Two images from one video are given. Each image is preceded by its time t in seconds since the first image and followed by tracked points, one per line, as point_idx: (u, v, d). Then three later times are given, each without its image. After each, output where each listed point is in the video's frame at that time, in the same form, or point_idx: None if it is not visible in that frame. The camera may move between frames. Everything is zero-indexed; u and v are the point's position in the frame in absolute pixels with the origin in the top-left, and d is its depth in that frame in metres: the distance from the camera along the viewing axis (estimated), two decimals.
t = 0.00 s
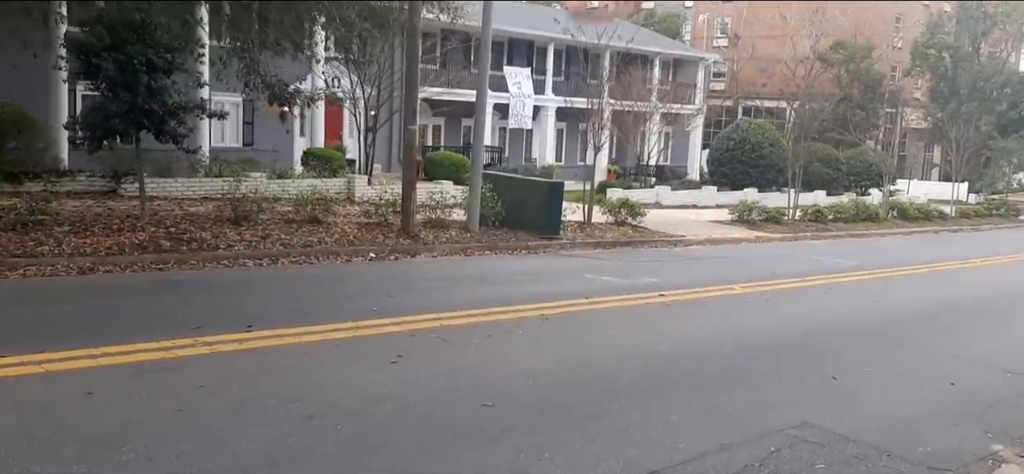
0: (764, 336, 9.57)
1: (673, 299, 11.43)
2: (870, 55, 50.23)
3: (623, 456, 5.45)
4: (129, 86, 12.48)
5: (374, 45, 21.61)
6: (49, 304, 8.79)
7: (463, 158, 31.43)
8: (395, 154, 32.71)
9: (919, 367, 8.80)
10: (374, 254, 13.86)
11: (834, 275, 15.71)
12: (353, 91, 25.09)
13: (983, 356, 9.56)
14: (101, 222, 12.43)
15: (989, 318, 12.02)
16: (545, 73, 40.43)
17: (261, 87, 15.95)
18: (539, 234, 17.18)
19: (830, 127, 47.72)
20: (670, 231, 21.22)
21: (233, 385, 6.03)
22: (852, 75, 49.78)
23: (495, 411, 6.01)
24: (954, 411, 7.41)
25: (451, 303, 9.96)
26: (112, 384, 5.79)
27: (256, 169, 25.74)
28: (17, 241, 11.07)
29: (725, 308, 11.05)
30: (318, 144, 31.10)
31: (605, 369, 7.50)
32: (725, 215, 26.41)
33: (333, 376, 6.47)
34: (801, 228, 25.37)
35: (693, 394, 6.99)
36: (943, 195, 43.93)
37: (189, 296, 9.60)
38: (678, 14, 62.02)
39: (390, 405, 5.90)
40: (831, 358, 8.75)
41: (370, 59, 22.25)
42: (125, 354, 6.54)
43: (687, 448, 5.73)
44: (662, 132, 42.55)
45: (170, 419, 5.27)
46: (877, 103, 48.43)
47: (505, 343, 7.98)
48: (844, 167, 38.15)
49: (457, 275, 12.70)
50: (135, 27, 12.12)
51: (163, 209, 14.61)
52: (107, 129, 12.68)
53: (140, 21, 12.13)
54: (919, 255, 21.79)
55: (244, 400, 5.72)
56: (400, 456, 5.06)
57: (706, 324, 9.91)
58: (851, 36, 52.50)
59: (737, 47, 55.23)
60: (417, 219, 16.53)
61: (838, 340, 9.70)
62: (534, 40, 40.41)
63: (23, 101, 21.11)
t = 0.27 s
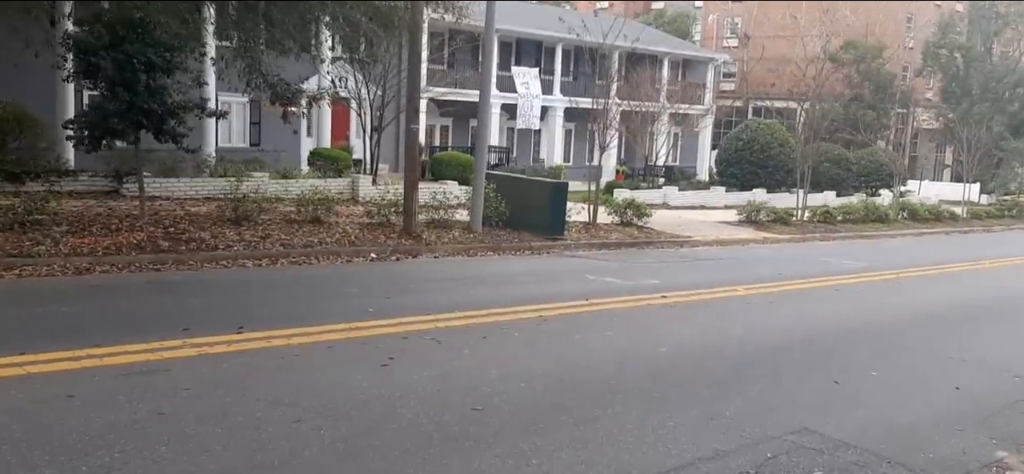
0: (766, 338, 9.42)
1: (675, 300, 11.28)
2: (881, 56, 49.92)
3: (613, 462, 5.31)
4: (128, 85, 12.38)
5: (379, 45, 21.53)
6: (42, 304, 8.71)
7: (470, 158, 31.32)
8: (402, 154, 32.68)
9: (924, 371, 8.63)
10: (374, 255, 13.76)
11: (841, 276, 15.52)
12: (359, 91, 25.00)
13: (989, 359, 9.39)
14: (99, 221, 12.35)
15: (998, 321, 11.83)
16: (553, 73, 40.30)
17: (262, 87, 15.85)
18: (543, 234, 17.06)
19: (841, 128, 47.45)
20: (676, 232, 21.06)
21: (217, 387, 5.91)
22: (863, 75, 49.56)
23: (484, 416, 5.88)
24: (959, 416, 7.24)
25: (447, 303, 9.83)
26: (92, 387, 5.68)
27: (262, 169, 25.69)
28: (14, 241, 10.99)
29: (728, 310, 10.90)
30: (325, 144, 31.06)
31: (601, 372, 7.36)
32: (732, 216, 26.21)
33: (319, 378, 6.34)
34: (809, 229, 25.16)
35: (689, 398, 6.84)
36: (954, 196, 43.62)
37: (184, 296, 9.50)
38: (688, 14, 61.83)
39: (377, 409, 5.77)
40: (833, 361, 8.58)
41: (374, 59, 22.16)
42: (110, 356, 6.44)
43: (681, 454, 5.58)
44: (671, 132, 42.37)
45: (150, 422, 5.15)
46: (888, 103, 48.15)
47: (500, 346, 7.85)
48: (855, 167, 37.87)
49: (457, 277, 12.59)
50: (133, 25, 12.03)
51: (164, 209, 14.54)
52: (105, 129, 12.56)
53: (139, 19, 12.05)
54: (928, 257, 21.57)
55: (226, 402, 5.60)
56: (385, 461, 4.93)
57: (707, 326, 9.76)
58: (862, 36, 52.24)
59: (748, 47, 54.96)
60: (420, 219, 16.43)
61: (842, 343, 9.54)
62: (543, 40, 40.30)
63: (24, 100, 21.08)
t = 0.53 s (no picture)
0: (769, 343, 9.28)
1: (679, 303, 11.15)
2: (894, 57, 49.59)
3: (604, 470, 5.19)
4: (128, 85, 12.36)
5: (385, 45, 21.45)
6: (37, 305, 8.66)
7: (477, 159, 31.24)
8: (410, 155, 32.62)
9: (930, 376, 8.47)
10: (377, 256, 13.67)
11: (849, 279, 15.35)
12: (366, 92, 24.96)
13: (997, 365, 9.22)
14: (99, 223, 12.30)
15: (1007, 325, 11.64)
16: (563, 74, 40.19)
17: (266, 89, 15.86)
18: (549, 236, 16.97)
19: (853, 129, 47.16)
20: (684, 233, 20.90)
21: (203, 391, 5.82)
22: (875, 76, 49.25)
23: (475, 423, 5.75)
24: (964, 423, 7.09)
25: (446, 306, 9.73)
26: (76, 392, 5.60)
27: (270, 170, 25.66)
28: (13, 243, 10.96)
29: (732, 313, 10.75)
30: (333, 145, 31.03)
31: (598, 377, 7.23)
32: (741, 218, 26.02)
33: (309, 382, 6.25)
34: (819, 231, 24.94)
35: (686, 404, 6.71)
36: (967, 199, 43.30)
37: (181, 298, 9.43)
38: (699, 15, 61.62)
39: (365, 415, 5.67)
40: (836, 367, 8.43)
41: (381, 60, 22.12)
42: (98, 359, 6.37)
43: (674, 462, 5.46)
44: (682, 133, 42.21)
45: (131, 427, 5.07)
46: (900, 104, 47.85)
47: (496, 349, 7.74)
48: (866, 169, 37.59)
49: (459, 279, 12.49)
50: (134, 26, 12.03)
51: (167, 210, 14.50)
52: (105, 130, 12.54)
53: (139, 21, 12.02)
54: (938, 259, 21.34)
55: (211, 407, 5.51)
56: (370, 469, 4.81)
57: (709, 330, 9.62)
58: (875, 37, 51.94)
59: (759, 48, 54.67)
60: (424, 221, 16.34)
61: (846, 347, 9.38)
62: (552, 41, 40.19)
63: (30, 100, 21.18)
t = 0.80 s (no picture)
0: (771, 345, 9.14)
1: (681, 303, 11.03)
2: (907, 57, 49.26)
3: None
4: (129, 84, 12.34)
5: (392, 45, 21.40)
6: (32, 304, 8.64)
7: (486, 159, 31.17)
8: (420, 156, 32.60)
9: (933, 380, 8.32)
10: (379, 256, 13.60)
11: (856, 280, 15.18)
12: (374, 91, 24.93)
13: (1004, 368, 9.05)
14: (100, 222, 12.28)
15: (1016, 328, 11.46)
16: (573, 75, 40.09)
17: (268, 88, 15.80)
18: (554, 237, 16.90)
19: (865, 129, 46.88)
20: (692, 234, 20.76)
21: (186, 392, 5.75)
22: (889, 76, 48.95)
23: (461, 427, 5.66)
24: (967, 427, 6.94)
25: (444, 307, 9.64)
26: (58, 393, 5.55)
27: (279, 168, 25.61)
28: (12, 241, 10.95)
29: (734, 314, 10.63)
30: (342, 145, 31.01)
31: (592, 379, 7.13)
32: (750, 219, 25.85)
33: (295, 383, 6.17)
34: (829, 232, 24.74)
35: (681, 407, 6.59)
36: (981, 199, 42.97)
37: (177, 298, 9.39)
38: (711, 15, 61.39)
39: (349, 417, 5.58)
40: (838, 371, 8.28)
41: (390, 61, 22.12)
42: (84, 360, 6.31)
43: (664, 467, 5.34)
44: (693, 134, 42.04)
45: (110, 429, 5.01)
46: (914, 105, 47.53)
47: (490, 351, 7.64)
48: (879, 169, 37.31)
49: (461, 279, 12.41)
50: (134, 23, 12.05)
51: (170, 209, 14.48)
52: (107, 129, 12.51)
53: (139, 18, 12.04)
54: (948, 261, 21.13)
55: (193, 408, 5.44)
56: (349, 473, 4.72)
57: (711, 332, 9.49)
58: (888, 37, 51.63)
59: (772, 48, 54.35)
60: (428, 221, 16.29)
61: (850, 350, 9.25)
62: (562, 41, 40.09)
63: (36, 100, 21.21)
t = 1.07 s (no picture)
0: (770, 347, 8.95)
1: (680, 305, 10.85)
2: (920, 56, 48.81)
3: None
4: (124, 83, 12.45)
5: (396, 44, 21.31)
6: (20, 304, 8.57)
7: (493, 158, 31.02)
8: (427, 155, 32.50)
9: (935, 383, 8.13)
10: (378, 256, 13.48)
11: (862, 281, 14.96)
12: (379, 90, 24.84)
13: (1009, 371, 8.84)
14: (96, 221, 12.21)
15: None
16: (582, 74, 39.90)
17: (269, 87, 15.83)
18: (557, 237, 16.76)
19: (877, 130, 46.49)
20: (698, 235, 20.55)
21: (162, 393, 5.64)
22: (902, 76, 48.54)
23: (441, 429, 5.51)
24: (968, 432, 6.75)
25: (437, 307, 9.51)
26: (31, 394, 5.45)
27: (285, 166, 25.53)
28: (6, 240, 10.89)
29: (734, 316, 10.44)
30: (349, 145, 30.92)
31: (582, 381, 6.98)
32: (757, 219, 25.62)
33: (276, 384, 6.04)
34: (838, 233, 24.47)
35: (671, 410, 6.43)
36: (994, 200, 42.55)
37: (167, 298, 9.30)
38: (722, 14, 61.06)
39: (327, 419, 5.46)
40: (838, 374, 8.09)
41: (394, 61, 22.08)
42: (63, 360, 6.22)
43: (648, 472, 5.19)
44: (703, 134, 41.79)
45: (78, 432, 4.91)
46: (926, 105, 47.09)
47: (480, 352, 7.49)
48: (890, 169, 36.97)
49: (459, 280, 12.27)
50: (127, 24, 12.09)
51: (169, 208, 14.38)
52: (102, 127, 12.67)
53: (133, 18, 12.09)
54: (959, 261, 20.85)
55: (167, 410, 5.33)
56: None
57: (709, 334, 9.31)
58: (900, 37, 51.21)
59: (783, 48, 53.98)
60: (429, 220, 16.16)
61: (851, 352, 9.05)
62: (571, 40, 39.91)
63: (36, 101, 21.28)
